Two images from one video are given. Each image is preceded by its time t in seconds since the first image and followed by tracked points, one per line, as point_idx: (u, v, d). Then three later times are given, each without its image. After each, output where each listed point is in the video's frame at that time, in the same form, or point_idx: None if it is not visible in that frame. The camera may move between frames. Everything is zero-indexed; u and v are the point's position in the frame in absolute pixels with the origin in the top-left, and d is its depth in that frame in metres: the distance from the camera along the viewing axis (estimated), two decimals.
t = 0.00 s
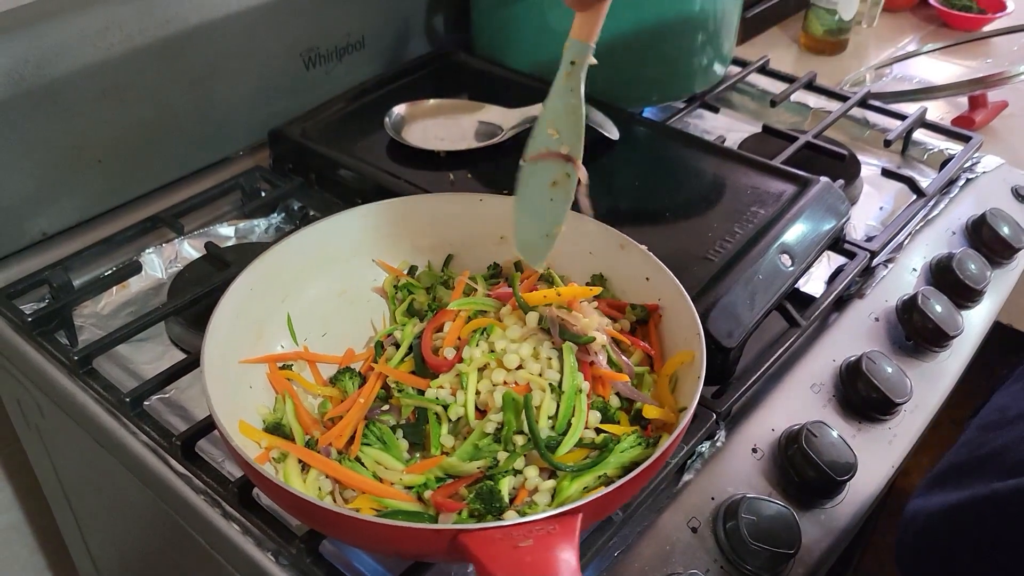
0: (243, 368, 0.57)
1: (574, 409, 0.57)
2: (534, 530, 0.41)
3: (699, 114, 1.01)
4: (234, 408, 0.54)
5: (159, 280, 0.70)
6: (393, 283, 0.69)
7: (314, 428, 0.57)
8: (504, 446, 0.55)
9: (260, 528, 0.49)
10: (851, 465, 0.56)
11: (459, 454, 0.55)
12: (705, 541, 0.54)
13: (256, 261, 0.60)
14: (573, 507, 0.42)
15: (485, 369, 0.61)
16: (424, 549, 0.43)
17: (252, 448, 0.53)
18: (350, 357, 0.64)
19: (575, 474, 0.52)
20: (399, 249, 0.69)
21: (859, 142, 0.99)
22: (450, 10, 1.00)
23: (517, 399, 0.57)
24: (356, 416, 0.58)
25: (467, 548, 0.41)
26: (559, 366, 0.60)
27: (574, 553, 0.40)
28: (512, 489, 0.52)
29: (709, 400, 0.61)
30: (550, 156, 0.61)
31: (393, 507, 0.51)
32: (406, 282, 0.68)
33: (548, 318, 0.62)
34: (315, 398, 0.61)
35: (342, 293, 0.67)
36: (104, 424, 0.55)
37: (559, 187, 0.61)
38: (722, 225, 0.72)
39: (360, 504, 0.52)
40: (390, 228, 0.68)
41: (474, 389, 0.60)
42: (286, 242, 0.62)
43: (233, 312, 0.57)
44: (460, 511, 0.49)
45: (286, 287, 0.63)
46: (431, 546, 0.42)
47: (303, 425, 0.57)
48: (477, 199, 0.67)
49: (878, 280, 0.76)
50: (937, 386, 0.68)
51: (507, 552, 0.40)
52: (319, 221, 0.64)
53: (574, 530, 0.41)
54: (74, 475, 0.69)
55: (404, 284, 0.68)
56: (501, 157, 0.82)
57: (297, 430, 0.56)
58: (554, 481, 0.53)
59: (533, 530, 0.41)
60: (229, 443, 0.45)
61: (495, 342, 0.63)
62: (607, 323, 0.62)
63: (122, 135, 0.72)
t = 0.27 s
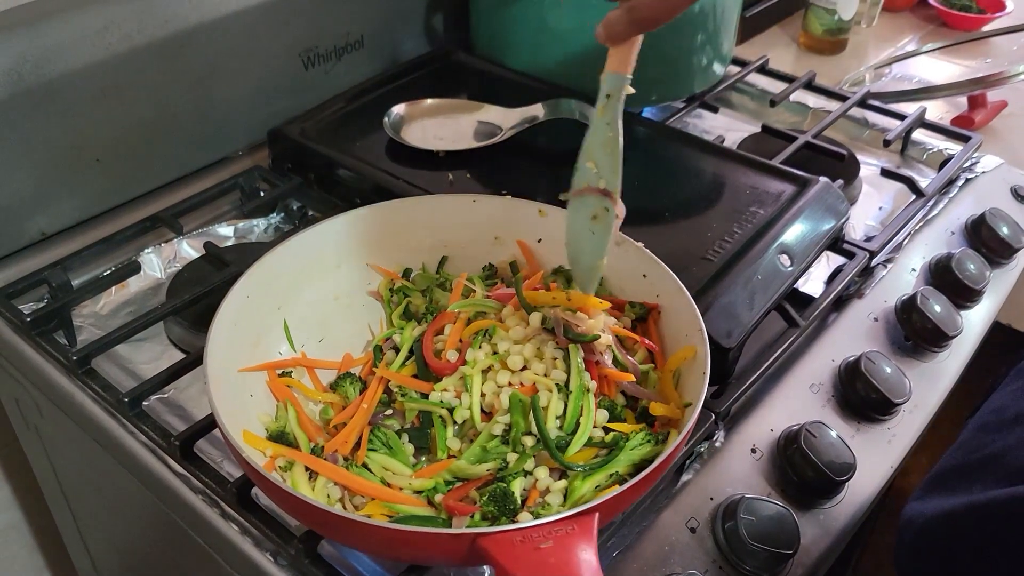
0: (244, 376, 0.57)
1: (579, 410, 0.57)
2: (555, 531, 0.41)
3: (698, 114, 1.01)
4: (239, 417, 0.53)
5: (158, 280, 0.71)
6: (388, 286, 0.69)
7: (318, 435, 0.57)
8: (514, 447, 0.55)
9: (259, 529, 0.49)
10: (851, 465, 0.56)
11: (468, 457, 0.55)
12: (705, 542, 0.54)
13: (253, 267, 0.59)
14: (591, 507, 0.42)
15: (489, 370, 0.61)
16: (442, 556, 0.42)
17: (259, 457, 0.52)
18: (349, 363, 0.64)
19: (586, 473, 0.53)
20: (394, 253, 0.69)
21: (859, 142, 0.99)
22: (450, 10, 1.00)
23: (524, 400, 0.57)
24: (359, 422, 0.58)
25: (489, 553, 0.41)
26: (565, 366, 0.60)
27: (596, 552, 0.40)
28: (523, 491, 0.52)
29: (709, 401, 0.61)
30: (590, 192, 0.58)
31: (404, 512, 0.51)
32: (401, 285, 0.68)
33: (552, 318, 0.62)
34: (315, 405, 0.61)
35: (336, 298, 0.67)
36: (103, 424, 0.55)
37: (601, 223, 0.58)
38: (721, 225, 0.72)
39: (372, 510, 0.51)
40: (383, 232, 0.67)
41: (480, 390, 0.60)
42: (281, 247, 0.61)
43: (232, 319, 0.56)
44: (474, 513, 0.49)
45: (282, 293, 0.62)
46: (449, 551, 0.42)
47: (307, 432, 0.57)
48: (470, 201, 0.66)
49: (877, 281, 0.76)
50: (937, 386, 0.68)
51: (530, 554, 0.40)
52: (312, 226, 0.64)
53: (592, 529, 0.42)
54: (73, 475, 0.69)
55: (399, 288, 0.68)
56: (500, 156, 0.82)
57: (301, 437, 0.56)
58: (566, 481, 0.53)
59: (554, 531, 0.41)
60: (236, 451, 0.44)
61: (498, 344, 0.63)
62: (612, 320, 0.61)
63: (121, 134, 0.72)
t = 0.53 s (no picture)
0: (244, 373, 0.57)
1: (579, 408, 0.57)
2: (555, 530, 0.41)
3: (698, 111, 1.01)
4: (238, 415, 0.53)
5: (157, 278, 0.70)
6: (387, 282, 0.69)
7: (319, 432, 0.57)
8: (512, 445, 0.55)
9: (258, 526, 0.49)
10: (851, 463, 0.56)
11: (466, 455, 0.54)
12: (705, 539, 0.54)
13: (251, 265, 0.59)
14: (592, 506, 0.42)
15: (489, 368, 0.61)
16: (443, 554, 0.42)
17: (259, 455, 0.52)
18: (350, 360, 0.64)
19: (586, 472, 0.53)
20: (394, 251, 0.69)
21: (859, 139, 0.99)
22: (449, 7, 1.00)
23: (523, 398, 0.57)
24: (359, 419, 0.58)
25: (489, 552, 0.40)
26: (566, 364, 0.60)
27: (596, 552, 0.40)
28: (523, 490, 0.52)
29: (709, 398, 0.61)
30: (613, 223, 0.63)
31: (404, 510, 0.51)
32: (401, 281, 0.68)
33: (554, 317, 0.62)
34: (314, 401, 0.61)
35: (335, 295, 0.67)
36: (102, 422, 0.55)
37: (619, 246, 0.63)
38: (721, 223, 0.72)
39: (372, 508, 0.51)
40: (381, 230, 0.67)
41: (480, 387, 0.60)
42: (279, 245, 0.61)
43: (231, 317, 0.56)
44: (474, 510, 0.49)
45: (281, 291, 0.62)
46: (449, 551, 0.42)
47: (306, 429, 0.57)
48: (468, 198, 0.66)
49: (878, 278, 0.76)
50: (937, 383, 0.68)
51: (530, 554, 0.40)
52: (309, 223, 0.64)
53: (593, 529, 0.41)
54: (72, 473, 0.69)
55: (399, 284, 0.68)
56: (500, 154, 0.82)
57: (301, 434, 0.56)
58: (566, 480, 0.53)
59: (554, 530, 0.41)
60: (236, 449, 0.44)
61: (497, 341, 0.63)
62: (619, 323, 0.63)
63: (121, 132, 0.72)
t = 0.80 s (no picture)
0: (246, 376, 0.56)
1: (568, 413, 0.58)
2: (557, 528, 0.40)
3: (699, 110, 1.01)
4: (241, 413, 0.53)
5: (158, 277, 0.70)
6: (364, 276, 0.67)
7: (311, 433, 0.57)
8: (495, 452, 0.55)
9: (260, 526, 0.49)
10: (852, 462, 0.56)
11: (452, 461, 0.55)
12: (706, 538, 0.54)
13: (252, 267, 0.58)
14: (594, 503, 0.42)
15: (434, 393, 0.60)
16: (445, 554, 0.42)
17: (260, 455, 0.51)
18: (323, 357, 0.63)
19: (583, 473, 0.53)
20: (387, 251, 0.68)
21: (860, 138, 0.99)
22: (450, 7, 1.00)
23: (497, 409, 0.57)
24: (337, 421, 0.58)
25: (492, 550, 0.40)
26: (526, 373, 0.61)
27: (599, 549, 0.40)
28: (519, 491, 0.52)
29: (711, 397, 0.60)
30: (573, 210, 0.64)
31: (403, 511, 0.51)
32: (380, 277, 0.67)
33: (498, 328, 0.64)
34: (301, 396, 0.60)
35: (333, 296, 0.67)
36: (103, 421, 0.55)
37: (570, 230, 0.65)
38: (722, 222, 0.72)
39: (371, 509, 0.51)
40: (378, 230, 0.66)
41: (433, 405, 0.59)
42: (280, 247, 0.60)
43: (232, 319, 0.56)
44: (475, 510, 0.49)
45: (282, 292, 0.61)
46: (451, 549, 0.41)
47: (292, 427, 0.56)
48: (468, 198, 0.66)
49: (879, 277, 0.76)
50: (938, 383, 0.68)
51: (532, 552, 0.39)
52: (306, 225, 0.63)
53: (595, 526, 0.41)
54: (73, 472, 0.69)
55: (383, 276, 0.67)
56: (501, 153, 0.82)
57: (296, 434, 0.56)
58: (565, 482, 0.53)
59: (556, 528, 0.40)
60: (238, 449, 0.44)
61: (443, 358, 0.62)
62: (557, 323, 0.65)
63: (121, 132, 0.72)
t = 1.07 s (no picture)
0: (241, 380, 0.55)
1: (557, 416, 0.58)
2: (560, 527, 0.40)
3: (699, 111, 1.01)
4: (229, 417, 0.52)
5: (158, 278, 0.70)
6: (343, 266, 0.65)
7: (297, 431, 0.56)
8: (486, 455, 0.53)
9: (260, 526, 0.49)
10: (852, 462, 0.56)
11: (441, 466, 0.53)
12: (706, 539, 0.54)
13: (246, 271, 0.58)
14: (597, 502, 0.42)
15: (401, 412, 0.56)
16: (447, 554, 0.42)
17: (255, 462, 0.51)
18: (289, 357, 0.60)
19: (583, 470, 0.53)
20: (378, 254, 0.67)
21: (860, 138, 0.99)
22: (450, 7, 1.00)
23: (477, 418, 0.55)
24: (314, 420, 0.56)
25: (495, 551, 0.40)
26: (494, 388, 0.57)
27: (602, 547, 0.40)
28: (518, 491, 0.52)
29: (710, 398, 0.60)
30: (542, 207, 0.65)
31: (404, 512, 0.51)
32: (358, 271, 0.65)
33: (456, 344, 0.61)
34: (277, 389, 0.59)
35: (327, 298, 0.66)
36: (102, 422, 0.55)
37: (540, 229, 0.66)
38: (722, 222, 0.72)
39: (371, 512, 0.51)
40: (372, 233, 0.66)
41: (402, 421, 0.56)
42: (276, 249, 0.60)
43: (226, 323, 0.55)
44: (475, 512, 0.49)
45: (276, 295, 0.61)
46: (454, 551, 0.41)
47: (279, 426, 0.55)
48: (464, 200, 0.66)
49: (878, 278, 0.76)
50: (938, 383, 0.68)
51: (536, 551, 0.39)
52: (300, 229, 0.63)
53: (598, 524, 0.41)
54: (73, 473, 0.69)
55: (363, 271, 0.65)
56: (501, 154, 0.82)
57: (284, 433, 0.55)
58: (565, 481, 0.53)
59: (559, 527, 0.40)
60: (236, 454, 0.44)
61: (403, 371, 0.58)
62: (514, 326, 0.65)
63: (121, 132, 0.72)
